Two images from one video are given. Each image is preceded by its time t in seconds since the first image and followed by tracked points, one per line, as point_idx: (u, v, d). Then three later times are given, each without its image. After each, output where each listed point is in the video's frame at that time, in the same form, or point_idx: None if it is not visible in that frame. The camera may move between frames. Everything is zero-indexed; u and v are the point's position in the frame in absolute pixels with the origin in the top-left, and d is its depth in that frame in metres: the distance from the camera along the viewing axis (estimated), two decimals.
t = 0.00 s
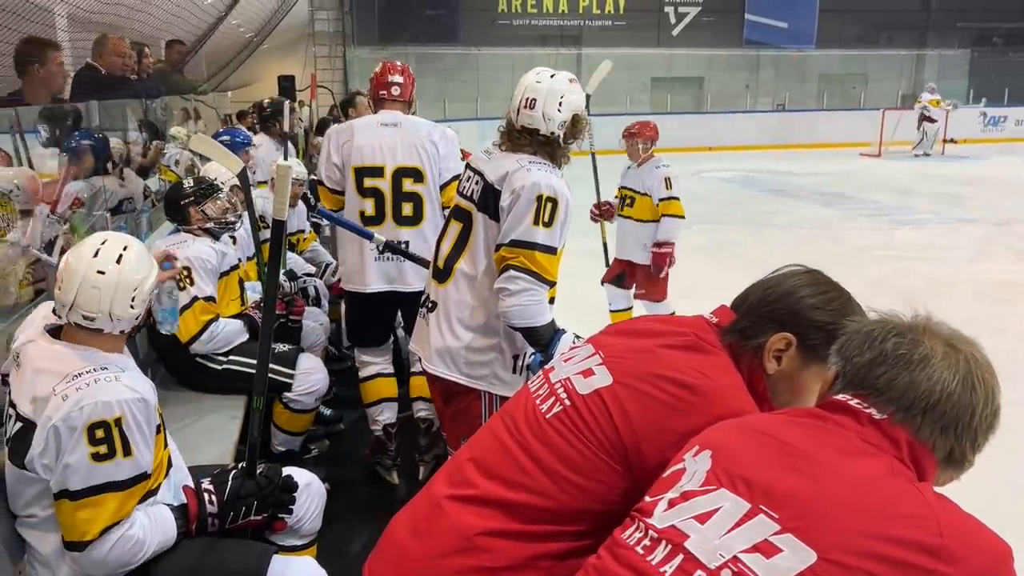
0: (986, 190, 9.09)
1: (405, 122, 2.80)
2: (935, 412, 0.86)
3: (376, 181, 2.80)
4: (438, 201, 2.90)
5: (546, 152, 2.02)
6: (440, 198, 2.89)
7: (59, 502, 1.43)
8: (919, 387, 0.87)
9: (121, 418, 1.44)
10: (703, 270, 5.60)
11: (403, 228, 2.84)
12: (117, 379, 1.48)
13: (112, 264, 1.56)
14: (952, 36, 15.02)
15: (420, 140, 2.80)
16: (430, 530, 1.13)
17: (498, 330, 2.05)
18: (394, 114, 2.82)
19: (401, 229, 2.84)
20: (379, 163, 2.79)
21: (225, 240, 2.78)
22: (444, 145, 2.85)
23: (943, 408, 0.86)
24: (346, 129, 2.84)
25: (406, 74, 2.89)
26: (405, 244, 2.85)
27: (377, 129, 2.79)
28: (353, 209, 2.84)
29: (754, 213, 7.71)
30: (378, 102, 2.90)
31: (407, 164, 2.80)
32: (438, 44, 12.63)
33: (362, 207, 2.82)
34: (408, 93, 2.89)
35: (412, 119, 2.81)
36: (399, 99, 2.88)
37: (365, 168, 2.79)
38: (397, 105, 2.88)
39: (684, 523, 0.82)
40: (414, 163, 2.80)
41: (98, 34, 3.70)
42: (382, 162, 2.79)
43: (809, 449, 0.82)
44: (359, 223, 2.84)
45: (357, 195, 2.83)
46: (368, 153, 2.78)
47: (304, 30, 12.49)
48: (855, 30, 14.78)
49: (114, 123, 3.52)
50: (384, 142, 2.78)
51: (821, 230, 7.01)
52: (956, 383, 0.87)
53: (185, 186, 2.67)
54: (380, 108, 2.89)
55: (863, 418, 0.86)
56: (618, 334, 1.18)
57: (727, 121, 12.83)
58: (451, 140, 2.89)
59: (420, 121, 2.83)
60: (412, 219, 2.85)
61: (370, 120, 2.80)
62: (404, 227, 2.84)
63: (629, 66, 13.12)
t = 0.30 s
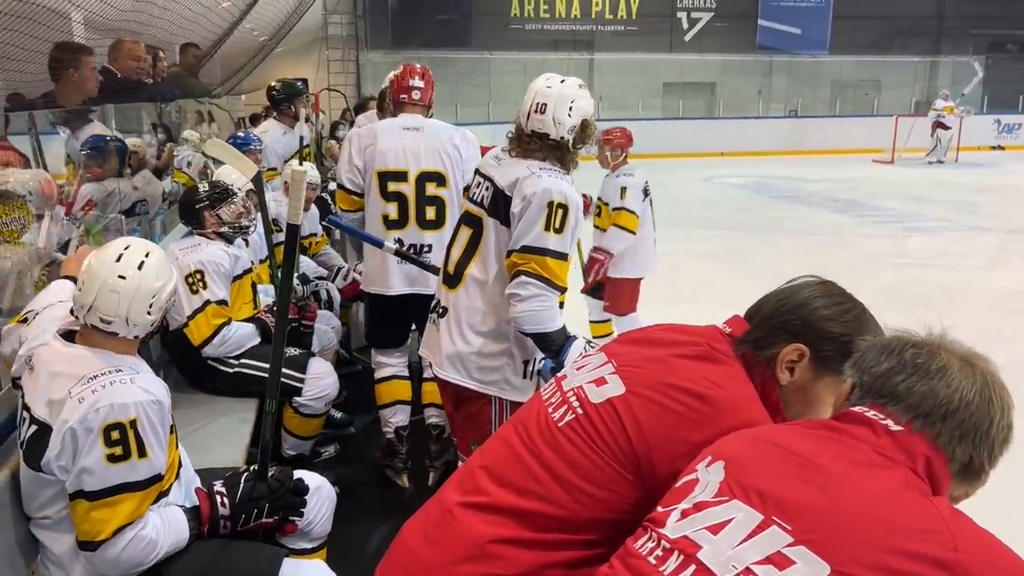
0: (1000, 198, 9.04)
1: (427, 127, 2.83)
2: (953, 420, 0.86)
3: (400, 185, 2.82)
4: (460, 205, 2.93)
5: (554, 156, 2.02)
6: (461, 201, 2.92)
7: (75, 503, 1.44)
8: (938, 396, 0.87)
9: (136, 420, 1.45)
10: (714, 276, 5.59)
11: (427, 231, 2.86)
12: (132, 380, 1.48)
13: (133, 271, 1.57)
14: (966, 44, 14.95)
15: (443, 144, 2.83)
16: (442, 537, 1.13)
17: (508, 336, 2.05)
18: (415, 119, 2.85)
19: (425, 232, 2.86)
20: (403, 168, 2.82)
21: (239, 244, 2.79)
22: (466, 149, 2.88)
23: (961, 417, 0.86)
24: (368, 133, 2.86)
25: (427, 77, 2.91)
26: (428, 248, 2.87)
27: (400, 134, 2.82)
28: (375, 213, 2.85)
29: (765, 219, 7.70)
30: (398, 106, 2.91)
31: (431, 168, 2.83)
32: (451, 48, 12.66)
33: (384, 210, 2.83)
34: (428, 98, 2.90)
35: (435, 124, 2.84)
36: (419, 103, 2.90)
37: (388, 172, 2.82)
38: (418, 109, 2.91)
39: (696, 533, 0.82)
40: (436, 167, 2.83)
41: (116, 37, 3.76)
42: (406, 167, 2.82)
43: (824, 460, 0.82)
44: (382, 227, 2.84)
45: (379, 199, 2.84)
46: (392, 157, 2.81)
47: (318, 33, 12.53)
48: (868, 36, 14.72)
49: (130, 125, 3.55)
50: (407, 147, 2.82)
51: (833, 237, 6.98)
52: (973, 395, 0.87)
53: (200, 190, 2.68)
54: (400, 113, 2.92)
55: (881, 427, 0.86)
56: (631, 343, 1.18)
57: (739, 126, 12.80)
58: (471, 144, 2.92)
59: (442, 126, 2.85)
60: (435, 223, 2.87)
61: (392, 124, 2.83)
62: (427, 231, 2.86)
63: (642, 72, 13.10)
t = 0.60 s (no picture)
0: (1017, 207, 8.96)
1: (454, 133, 2.83)
2: (981, 436, 0.85)
3: (425, 192, 2.84)
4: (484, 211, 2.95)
5: (559, 160, 2.01)
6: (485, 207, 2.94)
7: (93, 503, 1.45)
8: (966, 413, 0.86)
9: (150, 420, 1.46)
10: (728, 283, 5.58)
11: (450, 238, 2.89)
12: (147, 381, 1.49)
13: (139, 271, 1.57)
14: (983, 50, 14.83)
15: (469, 151, 2.83)
16: (460, 546, 1.13)
17: (519, 341, 2.05)
18: (441, 124, 2.84)
19: (448, 239, 2.89)
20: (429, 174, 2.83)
21: (256, 248, 2.80)
22: (491, 156, 2.88)
23: (989, 434, 0.85)
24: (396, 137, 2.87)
25: (457, 77, 2.87)
26: (451, 254, 2.91)
27: (426, 140, 2.83)
28: (401, 217, 2.88)
29: (778, 226, 7.67)
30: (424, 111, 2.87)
31: (456, 175, 2.84)
32: (466, 52, 12.68)
33: (409, 215, 2.87)
34: (452, 105, 2.85)
35: (462, 131, 2.83)
36: (444, 110, 2.84)
37: (415, 177, 2.83)
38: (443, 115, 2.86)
39: (721, 545, 0.82)
40: (461, 175, 2.84)
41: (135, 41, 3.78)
42: (432, 173, 2.83)
43: (848, 473, 0.81)
44: (407, 232, 2.88)
45: (405, 204, 2.87)
46: (419, 164, 2.83)
47: (334, 37, 12.58)
48: (883, 43, 14.65)
49: (148, 128, 3.57)
50: (433, 153, 2.83)
51: (848, 244, 6.94)
52: (999, 413, 0.87)
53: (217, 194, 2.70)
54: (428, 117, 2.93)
55: (906, 442, 0.85)
56: (650, 352, 1.18)
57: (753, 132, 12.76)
58: (495, 150, 2.93)
59: (468, 133, 2.85)
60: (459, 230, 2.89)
61: (419, 130, 2.83)
62: (450, 237, 2.89)
63: (656, 77, 13.09)
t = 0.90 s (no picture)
0: None
1: (486, 139, 2.89)
2: (1011, 446, 0.84)
3: (456, 197, 2.90)
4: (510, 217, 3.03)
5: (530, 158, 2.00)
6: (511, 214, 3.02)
7: (109, 507, 1.45)
8: (996, 422, 0.85)
9: (165, 426, 1.46)
10: (741, 287, 5.56)
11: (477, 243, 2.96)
12: (162, 387, 1.49)
13: (142, 276, 1.55)
14: (999, 56, 14.73)
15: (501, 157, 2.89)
16: (477, 549, 1.13)
17: (517, 337, 2.04)
18: (473, 129, 2.91)
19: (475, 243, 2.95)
20: (461, 179, 2.87)
21: (272, 249, 2.81)
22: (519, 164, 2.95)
23: (1019, 444, 0.85)
24: (431, 139, 2.91)
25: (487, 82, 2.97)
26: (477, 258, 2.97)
27: (460, 143, 2.87)
28: (430, 220, 2.94)
29: (792, 231, 7.64)
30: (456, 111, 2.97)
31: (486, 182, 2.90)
32: (479, 54, 12.68)
33: (439, 218, 2.93)
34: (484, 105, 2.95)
35: (493, 137, 2.90)
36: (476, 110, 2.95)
37: (447, 181, 2.88)
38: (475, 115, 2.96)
39: (748, 553, 0.82)
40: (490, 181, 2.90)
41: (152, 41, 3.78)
42: (463, 178, 2.87)
43: (876, 480, 0.81)
44: (435, 236, 2.95)
45: (435, 207, 2.92)
46: (452, 169, 2.86)
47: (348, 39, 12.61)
48: (899, 48, 14.57)
49: (165, 130, 3.59)
50: (466, 158, 2.86)
51: (862, 250, 6.91)
52: None
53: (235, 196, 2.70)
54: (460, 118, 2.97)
55: (936, 450, 0.84)
56: (671, 357, 1.17)
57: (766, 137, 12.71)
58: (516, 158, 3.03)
59: (498, 139, 2.92)
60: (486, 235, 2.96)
61: (452, 134, 2.88)
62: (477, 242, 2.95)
63: (670, 81, 13.07)
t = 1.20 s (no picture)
0: None
1: (504, 141, 2.91)
2: None
3: (475, 198, 2.89)
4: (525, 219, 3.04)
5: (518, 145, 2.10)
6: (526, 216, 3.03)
7: (118, 510, 1.45)
8: (1014, 426, 0.85)
9: (174, 429, 1.46)
10: (751, 291, 5.55)
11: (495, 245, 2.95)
12: (172, 390, 1.48)
13: (134, 279, 1.55)
14: (1014, 61, 14.64)
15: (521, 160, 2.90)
16: (488, 549, 1.13)
17: (496, 329, 2.12)
18: (492, 131, 2.93)
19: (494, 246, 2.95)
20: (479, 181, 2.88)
21: (283, 249, 2.82)
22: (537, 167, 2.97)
23: None
24: (450, 141, 2.95)
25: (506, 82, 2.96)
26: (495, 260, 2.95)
27: (479, 145, 2.89)
28: (449, 221, 2.92)
29: (802, 235, 7.62)
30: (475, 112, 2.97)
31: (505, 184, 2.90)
32: (491, 57, 12.71)
33: (457, 219, 2.91)
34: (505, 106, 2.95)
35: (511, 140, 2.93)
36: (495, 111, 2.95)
37: (466, 182, 2.87)
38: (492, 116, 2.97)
39: (763, 555, 0.81)
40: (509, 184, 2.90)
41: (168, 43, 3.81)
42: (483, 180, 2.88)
43: (895, 484, 0.80)
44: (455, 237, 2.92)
45: (454, 208, 2.90)
46: (471, 169, 2.86)
47: (360, 41, 12.65)
48: (912, 51, 14.48)
49: (179, 129, 3.61)
50: (485, 159, 2.88)
51: (875, 255, 6.88)
52: None
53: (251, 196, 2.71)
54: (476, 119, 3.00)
55: (954, 453, 0.84)
56: (684, 357, 1.17)
57: (777, 141, 12.69)
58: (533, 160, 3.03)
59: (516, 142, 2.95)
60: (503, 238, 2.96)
61: (471, 135, 2.89)
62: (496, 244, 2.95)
63: (680, 84, 13.07)
